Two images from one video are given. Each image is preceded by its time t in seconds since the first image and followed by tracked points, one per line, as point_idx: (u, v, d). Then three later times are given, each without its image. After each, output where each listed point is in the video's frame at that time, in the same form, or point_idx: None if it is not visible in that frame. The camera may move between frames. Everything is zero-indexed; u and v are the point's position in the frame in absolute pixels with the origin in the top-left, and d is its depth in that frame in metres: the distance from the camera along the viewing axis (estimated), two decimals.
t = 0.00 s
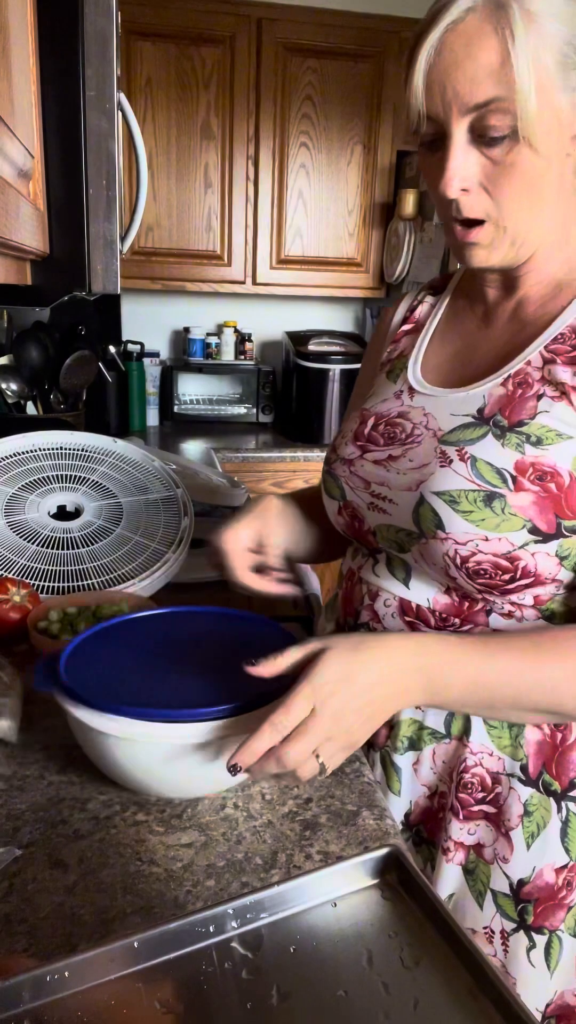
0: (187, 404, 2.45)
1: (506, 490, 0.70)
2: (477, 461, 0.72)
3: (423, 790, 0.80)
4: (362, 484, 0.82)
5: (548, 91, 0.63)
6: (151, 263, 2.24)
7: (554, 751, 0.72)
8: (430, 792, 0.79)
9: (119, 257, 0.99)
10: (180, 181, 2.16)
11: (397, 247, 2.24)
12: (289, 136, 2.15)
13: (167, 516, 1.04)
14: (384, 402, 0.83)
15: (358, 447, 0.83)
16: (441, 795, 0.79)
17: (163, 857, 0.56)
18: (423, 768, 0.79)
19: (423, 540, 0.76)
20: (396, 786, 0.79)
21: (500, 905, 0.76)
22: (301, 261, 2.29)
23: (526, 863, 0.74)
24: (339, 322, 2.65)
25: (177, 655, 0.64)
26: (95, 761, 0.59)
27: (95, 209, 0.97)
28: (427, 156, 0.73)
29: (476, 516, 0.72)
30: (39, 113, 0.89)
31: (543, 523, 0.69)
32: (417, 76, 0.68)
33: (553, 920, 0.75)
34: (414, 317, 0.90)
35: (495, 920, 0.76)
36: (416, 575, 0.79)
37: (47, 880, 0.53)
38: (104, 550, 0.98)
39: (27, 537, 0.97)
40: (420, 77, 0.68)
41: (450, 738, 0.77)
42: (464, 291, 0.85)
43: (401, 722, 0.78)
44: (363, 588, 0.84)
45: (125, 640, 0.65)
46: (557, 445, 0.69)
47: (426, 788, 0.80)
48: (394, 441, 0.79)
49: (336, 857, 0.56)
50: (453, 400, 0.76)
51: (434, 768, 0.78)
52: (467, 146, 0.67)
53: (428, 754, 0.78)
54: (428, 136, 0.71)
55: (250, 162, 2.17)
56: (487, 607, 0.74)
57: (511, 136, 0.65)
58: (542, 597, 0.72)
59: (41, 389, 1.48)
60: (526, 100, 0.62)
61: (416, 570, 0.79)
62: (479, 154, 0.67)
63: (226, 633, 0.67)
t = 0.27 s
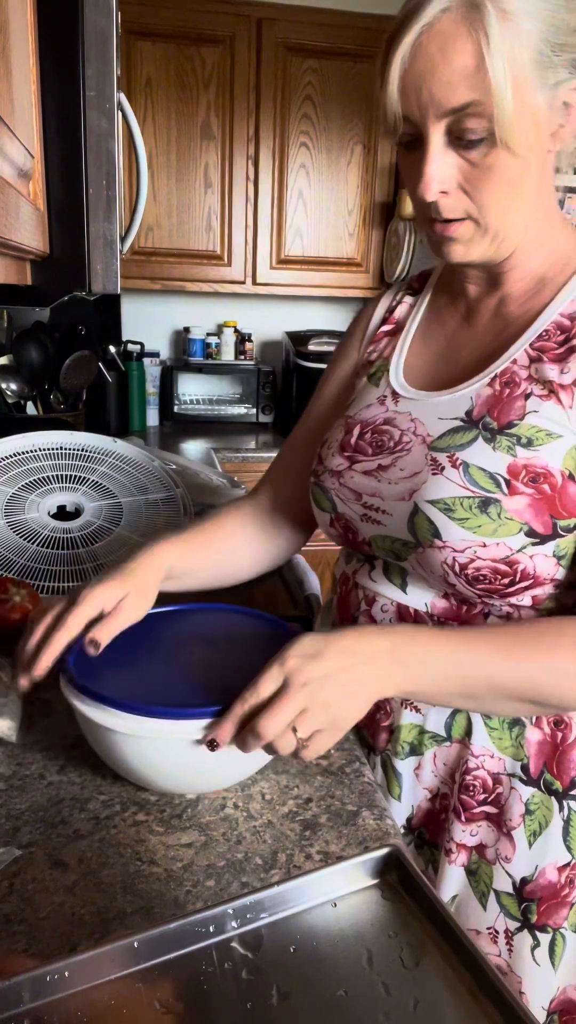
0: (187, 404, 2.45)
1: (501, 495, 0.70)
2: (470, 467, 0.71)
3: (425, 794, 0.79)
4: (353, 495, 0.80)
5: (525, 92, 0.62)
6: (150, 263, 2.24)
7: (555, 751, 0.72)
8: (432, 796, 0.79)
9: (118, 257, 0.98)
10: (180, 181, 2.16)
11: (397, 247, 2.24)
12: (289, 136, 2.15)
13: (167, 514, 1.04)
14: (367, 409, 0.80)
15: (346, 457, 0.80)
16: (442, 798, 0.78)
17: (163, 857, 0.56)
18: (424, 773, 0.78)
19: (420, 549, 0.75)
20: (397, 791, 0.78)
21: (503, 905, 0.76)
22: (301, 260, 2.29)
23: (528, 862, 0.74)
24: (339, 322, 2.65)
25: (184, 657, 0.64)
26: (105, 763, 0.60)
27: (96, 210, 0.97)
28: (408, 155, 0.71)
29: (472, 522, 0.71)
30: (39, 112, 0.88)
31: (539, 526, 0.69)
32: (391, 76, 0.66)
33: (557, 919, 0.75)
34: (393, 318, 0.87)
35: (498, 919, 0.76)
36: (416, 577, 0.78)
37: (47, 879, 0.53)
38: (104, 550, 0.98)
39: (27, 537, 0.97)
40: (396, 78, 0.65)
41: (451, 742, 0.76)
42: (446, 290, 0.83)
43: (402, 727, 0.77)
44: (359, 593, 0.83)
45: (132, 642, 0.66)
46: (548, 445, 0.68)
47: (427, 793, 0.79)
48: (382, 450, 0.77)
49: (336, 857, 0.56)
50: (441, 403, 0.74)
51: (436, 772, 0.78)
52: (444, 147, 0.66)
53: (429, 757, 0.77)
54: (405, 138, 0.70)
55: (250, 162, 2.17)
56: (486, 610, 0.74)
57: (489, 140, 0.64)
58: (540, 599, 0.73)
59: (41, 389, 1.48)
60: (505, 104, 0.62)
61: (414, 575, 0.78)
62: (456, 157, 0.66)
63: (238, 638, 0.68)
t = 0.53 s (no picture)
0: (187, 404, 2.45)
1: (464, 499, 0.69)
2: (431, 474, 0.70)
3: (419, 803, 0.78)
4: (322, 509, 0.79)
5: (467, 76, 0.60)
6: (150, 263, 2.24)
7: (545, 751, 0.73)
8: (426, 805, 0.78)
9: (118, 257, 1.00)
10: (180, 181, 2.16)
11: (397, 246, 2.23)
12: (289, 136, 2.15)
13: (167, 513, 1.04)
14: (330, 420, 0.79)
15: (312, 471, 0.79)
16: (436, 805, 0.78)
17: (163, 857, 0.56)
18: (417, 782, 0.77)
19: (391, 560, 0.74)
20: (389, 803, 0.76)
21: (501, 905, 0.76)
22: (301, 260, 2.29)
23: (523, 861, 0.75)
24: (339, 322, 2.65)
25: (192, 657, 0.64)
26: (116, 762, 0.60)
27: (95, 209, 0.98)
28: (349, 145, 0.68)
29: (439, 529, 0.70)
30: (39, 112, 0.89)
31: (505, 525, 0.69)
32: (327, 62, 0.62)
33: (554, 915, 0.76)
34: (352, 321, 0.85)
35: (497, 920, 0.77)
36: (394, 588, 0.77)
37: (47, 880, 0.53)
38: (104, 550, 0.98)
39: (27, 537, 0.97)
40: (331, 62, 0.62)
41: (442, 749, 0.75)
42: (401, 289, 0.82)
43: (393, 738, 0.75)
44: (343, 604, 0.82)
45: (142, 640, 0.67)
46: (507, 443, 0.67)
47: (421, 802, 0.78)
48: (345, 461, 0.76)
49: (336, 857, 0.56)
50: (399, 408, 0.73)
51: (429, 780, 0.77)
52: (385, 136, 0.63)
53: (421, 766, 0.76)
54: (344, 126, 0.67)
55: (250, 162, 2.17)
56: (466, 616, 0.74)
57: (429, 127, 0.61)
58: (521, 596, 0.72)
59: (42, 389, 1.48)
60: (447, 90, 0.59)
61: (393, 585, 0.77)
62: (398, 145, 0.63)
63: (247, 638, 0.68)
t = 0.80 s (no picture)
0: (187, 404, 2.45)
1: (434, 509, 0.68)
2: (401, 483, 0.69)
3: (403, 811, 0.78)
4: (301, 519, 0.79)
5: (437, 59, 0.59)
6: (151, 263, 2.24)
7: (528, 758, 0.73)
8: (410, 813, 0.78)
9: (118, 257, 1.01)
10: (180, 181, 2.16)
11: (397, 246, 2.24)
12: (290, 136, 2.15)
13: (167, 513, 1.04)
14: (306, 429, 0.78)
15: (289, 481, 0.79)
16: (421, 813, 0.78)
17: (163, 857, 0.56)
18: (401, 789, 0.77)
19: (366, 569, 0.75)
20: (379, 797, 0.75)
21: (484, 912, 0.76)
22: (301, 260, 2.29)
23: (507, 869, 0.75)
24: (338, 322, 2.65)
25: (197, 656, 0.64)
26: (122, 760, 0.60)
27: (95, 208, 0.98)
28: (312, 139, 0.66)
29: (409, 539, 0.70)
30: (40, 113, 0.89)
31: (478, 533, 0.68)
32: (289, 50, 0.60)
33: (539, 925, 0.75)
34: (328, 324, 0.85)
35: (481, 926, 0.77)
36: (373, 597, 0.77)
37: (47, 880, 0.53)
38: (104, 550, 0.98)
39: (27, 537, 0.97)
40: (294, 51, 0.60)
41: (424, 756, 0.76)
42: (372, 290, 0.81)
43: (376, 745, 0.76)
44: (326, 609, 0.83)
45: (149, 639, 0.66)
46: (479, 449, 0.67)
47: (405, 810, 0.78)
48: (320, 471, 0.75)
49: (336, 857, 0.56)
50: (370, 416, 0.71)
51: (413, 788, 0.77)
52: (355, 122, 0.61)
53: (405, 772, 0.77)
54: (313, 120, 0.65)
55: (250, 162, 2.17)
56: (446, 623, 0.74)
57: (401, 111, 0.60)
58: (498, 603, 0.72)
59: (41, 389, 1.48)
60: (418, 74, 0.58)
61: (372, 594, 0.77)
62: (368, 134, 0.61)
63: (253, 637, 0.68)
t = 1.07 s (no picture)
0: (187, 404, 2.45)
1: (429, 512, 0.68)
2: (396, 488, 0.69)
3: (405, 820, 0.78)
4: (297, 523, 0.79)
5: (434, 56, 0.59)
6: (151, 263, 2.24)
7: (530, 759, 0.73)
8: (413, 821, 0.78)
9: (118, 258, 1.02)
10: (180, 181, 2.16)
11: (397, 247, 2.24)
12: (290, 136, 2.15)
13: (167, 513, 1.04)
14: (299, 431, 0.78)
15: (285, 484, 0.79)
16: (423, 820, 0.78)
17: (163, 857, 0.56)
18: (403, 796, 0.77)
19: (363, 574, 0.75)
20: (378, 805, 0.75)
21: (489, 914, 0.76)
22: (301, 260, 2.29)
23: (511, 870, 0.75)
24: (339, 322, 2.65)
25: (196, 656, 0.64)
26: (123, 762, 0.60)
27: (95, 208, 0.98)
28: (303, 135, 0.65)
29: (405, 544, 0.70)
30: (40, 113, 0.89)
31: (474, 536, 0.68)
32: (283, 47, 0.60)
33: (545, 926, 0.75)
34: (319, 322, 0.84)
35: (488, 928, 0.77)
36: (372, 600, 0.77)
37: (47, 879, 0.53)
38: (105, 550, 0.98)
39: (27, 537, 0.97)
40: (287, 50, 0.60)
41: (426, 760, 0.76)
42: (364, 288, 0.81)
43: (375, 750, 0.76)
44: (326, 613, 0.83)
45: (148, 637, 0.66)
46: (473, 452, 0.67)
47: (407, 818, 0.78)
48: (315, 475, 0.75)
49: (337, 857, 0.56)
50: (364, 419, 0.71)
51: (414, 795, 0.77)
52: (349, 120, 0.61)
53: (406, 778, 0.77)
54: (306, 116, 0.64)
55: (250, 162, 2.17)
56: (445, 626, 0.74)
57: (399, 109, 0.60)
58: (497, 603, 0.72)
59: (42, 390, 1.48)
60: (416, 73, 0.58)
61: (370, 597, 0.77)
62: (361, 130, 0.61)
63: (253, 637, 0.68)
